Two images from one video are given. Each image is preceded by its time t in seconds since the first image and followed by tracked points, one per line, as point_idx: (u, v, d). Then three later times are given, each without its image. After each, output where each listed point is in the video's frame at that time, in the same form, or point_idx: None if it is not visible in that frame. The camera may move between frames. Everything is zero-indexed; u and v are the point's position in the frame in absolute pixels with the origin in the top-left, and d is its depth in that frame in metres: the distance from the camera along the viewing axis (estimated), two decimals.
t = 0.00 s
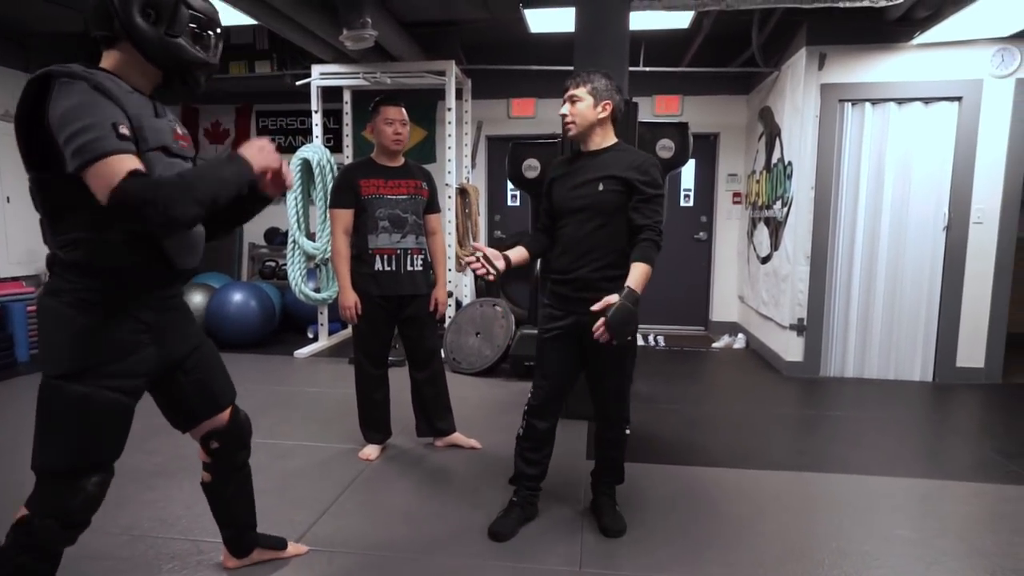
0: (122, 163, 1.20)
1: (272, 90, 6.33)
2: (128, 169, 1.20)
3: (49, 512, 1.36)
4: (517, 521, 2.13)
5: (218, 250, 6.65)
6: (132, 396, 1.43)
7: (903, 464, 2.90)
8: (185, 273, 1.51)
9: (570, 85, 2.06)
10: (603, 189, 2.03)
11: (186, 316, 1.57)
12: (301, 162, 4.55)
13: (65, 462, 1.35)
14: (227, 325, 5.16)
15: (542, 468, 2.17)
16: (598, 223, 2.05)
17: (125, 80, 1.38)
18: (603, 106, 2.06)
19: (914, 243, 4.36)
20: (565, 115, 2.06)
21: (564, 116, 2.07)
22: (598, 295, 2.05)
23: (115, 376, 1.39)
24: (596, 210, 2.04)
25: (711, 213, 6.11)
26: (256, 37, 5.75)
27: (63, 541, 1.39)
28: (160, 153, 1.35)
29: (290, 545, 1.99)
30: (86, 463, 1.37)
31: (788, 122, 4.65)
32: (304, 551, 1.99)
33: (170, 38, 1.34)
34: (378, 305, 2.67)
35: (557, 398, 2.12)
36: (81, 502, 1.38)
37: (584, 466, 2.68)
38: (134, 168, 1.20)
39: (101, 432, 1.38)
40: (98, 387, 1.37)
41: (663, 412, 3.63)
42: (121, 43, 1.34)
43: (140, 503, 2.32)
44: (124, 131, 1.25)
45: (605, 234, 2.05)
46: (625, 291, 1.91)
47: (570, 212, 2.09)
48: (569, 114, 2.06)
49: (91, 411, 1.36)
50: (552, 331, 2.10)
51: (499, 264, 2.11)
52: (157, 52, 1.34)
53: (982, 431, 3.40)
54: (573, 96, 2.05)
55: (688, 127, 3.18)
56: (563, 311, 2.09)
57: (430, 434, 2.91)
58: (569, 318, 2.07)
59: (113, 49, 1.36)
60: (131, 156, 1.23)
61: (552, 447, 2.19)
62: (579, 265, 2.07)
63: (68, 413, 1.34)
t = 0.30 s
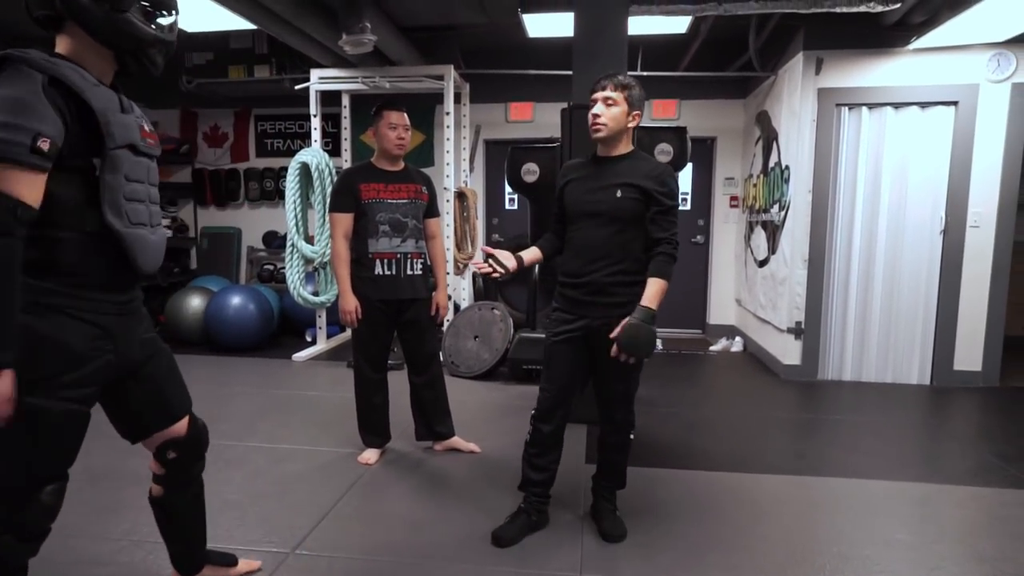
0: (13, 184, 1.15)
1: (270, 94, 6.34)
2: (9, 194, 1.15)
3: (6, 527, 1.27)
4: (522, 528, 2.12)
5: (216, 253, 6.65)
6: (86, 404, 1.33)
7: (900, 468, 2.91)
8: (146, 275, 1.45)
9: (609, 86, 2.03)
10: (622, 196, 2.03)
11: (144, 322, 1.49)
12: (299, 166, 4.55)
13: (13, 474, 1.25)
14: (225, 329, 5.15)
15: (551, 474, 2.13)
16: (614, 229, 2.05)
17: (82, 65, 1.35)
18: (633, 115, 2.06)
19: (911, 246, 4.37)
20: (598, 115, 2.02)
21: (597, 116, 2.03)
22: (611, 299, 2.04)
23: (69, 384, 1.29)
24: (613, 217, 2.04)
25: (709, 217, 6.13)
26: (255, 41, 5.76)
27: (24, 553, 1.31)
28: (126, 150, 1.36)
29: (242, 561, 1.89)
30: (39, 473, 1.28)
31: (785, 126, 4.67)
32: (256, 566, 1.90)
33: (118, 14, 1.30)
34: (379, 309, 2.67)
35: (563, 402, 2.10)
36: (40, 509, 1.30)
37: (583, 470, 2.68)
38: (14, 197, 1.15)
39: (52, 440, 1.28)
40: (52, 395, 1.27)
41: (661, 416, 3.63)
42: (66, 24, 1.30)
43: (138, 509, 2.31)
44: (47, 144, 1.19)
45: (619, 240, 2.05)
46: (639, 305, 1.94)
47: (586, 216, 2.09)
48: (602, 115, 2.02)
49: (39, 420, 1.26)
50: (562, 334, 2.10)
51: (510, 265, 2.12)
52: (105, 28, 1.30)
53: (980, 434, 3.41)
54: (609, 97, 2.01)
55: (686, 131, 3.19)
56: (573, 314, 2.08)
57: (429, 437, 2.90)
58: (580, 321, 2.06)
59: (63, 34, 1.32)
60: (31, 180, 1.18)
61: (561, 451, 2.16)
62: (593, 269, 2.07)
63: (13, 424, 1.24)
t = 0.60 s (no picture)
0: (25, 186, 1.13)
1: (271, 99, 6.35)
2: (18, 196, 1.12)
3: (30, 529, 1.28)
4: (524, 534, 2.10)
5: (217, 258, 6.65)
6: (114, 409, 1.34)
7: (902, 473, 2.90)
8: (170, 282, 1.46)
9: (627, 92, 2.02)
10: (633, 203, 2.03)
11: (166, 327, 1.48)
12: (301, 171, 4.56)
13: (42, 479, 1.26)
14: (226, 334, 5.15)
15: (554, 480, 2.12)
16: (624, 236, 2.04)
17: (102, 78, 1.35)
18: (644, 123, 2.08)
19: (912, 251, 4.37)
20: (617, 118, 2.00)
21: (615, 120, 2.01)
22: (619, 305, 2.04)
23: (98, 389, 1.30)
24: (622, 222, 2.04)
25: (709, 221, 6.13)
26: (257, 47, 5.77)
27: (43, 557, 1.31)
28: (147, 161, 1.35)
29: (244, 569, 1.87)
30: (65, 479, 1.28)
31: (785, 131, 4.68)
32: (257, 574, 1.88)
33: (143, 32, 1.31)
34: (381, 314, 2.67)
35: (569, 408, 2.10)
36: (62, 515, 1.30)
37: (585, 476, 2.67)
38: (24, 200, 1.13)
39: (80, 450, 1.29)
40: (81, 400, 1.28)
41: (663, 421, 3.62)
42: (91, 37, 1.30)
43: (139, 515, 2.30)
44: (61, 153, 1.17)
45: (628, 246, 2.04)
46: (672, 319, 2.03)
47: (595, 221, 2.07)
48: (621, 120, 2.00)
49: (69, 426, 1.27)
50: (569, 342, 2.08)
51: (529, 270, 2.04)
52: (128, 46, 1.30)
53: (981, 440, 3.40)
54: (627, 103, 2.01)
55: (687, 137, 3.19)
56: (580, 319, 2.07)
57: (431, 443, 2.90)
58: (587, 328, 2.06)
59: (86, 46, 1.32)
60: (43, 186, 1.15)
61: (565, 456, 2.15)
62: (601, 275, 2.06)
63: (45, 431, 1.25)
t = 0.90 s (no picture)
0: (118, 189, 1.21)
1: (276, 105, 6.38)
2: (122, 199, 1.21)
3: (86, 516, 1.30)
4: (531, 542, 2.09)
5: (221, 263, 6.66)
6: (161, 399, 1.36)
7: (909, 480, 2.88)
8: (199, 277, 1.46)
9: (643, 100, 2.02)
10: (648, 212, 2.03)
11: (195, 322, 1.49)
12: (305, 177, 4.56)
13: (97, 465, 1.28)
14: (230, 339, 5.15)
15: (560, 486, 2.11)
16: (637, 244, 2.04)
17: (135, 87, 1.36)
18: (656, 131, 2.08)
19: (918, 256, 4.36)
20: (633, 126, 1.99)
21: (631, 128, 2.00)
22: (631, 311, 2.03)
23: (144, 379, 1.31)
24: (635, 231, 2.04)
25: (713, 227, 6.13)
26: (261, 53, 5.80)
27: (96, 546, 1.32)
28: (180, 162, 1.36)
29: None
30: (121, 469, 1.31)
31: (790, 136, 4.67)
32: None
33: (177, 46, 1.32)
34: (386, 321, 2.67)
35: (579, 416, 2.09)
36: (119, 506, 1.33)
37: (590, 483, 2.66)
38: (127, 200, 1.22)
39: (132, 442, 1.31)
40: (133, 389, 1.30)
41: (668, 427, 3.61)
42: (129, 47, 1.32)
43: (144, 521, 2.30)
44: (135, 153, 1.24)
45: (642, 253, 2.05)
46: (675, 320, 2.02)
47: (609, 229, 2.06)
48: (638, 128, 2.00)
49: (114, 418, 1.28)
50: (583, 349, 2.06)
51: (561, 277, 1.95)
52: (163, 60, 1.31)
53: (988, 446, 3.38)
54: (642, 111, 2.01)
55: (692, 142, 3.19)
56: (593, 326, 2.06)
57: (435, 449, 2.89)
58: (601, 334, 2.05)
59: (124, 54, 1.33)
60: (132, 184, 1.23)
61: (572, 462, 2.13)
62: (615, 283, 2.05)
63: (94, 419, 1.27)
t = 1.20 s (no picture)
0: (138, 198, 1.19)
1: (283, 111, 6.41)
2: (142, 208, 1.19)
3: (123, 523, 1.29)
4: (537, 548, 2.07)
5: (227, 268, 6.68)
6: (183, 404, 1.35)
7: (918, 488, 2.85)
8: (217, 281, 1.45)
9: (648, 107, 2.00)
10: (655, 218, 2.02)
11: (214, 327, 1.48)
12: (311, 183, 4.57)
13: (124, 473, 1.28)
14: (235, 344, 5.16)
15: (567, 492, 2.09)
16: (642, 250, 2.04)
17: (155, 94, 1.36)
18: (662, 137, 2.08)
19: (926, 261, 4.33)
20: (640, 133, 1.98)
21: (638, 135, 1.99)
22: (640, 317, 2.02)
23: (164, 384, 1.30)
24: (642, 237, 2.03)
25: (719, 233, 6.11)
26: (268, 59, 5.83)
27: (137, 551, 1.33)
28: (200, 169, 1.36)
29: None
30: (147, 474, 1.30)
31: (797, 141, 4.66)
32: None
33: (198, 55, 1.32)
34: (392, 326, 2.67)
35: (587, 422, 2.07)
36: (151, 510, 1.33)
37: (597, 489, 2.65)
38: (146, 210, 1.19)
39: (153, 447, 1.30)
40: (152, 394, 1.29)
41: (674, 434, 3.59)
42: (150, 55, 1.32)
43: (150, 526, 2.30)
44: (156, 161, 1.22)
45: (650, 260, 2.04)
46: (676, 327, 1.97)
47: (615, 236, 2.06)
48: (644, 135, 1.99)
49: (135, 423, 1.28)
50: (589, 355, 2.05)
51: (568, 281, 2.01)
52: (184, 69, 1.31)
53: (999, 454, 3.34)
54: (648, 118, 1.99)
55: (698, 147, 3.18)
56: (602, 332, 2.05)
57: (441, 455, 2.88)
58: (608, 340, 2.04)
59: (146, 61, 1.34)
60: (152, 192, 1.21)
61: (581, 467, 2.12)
62: (622, 289, 2.04)
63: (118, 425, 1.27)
